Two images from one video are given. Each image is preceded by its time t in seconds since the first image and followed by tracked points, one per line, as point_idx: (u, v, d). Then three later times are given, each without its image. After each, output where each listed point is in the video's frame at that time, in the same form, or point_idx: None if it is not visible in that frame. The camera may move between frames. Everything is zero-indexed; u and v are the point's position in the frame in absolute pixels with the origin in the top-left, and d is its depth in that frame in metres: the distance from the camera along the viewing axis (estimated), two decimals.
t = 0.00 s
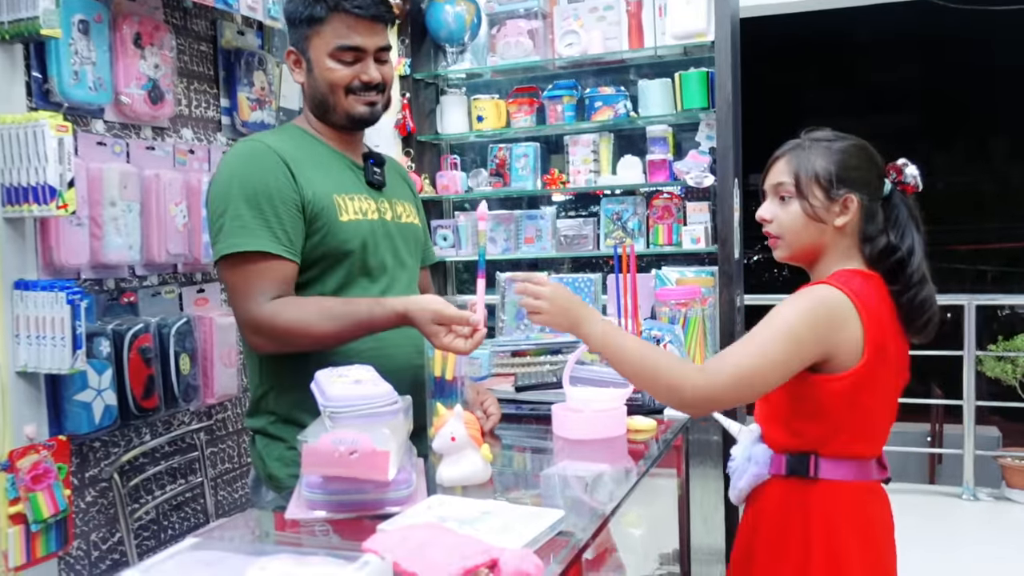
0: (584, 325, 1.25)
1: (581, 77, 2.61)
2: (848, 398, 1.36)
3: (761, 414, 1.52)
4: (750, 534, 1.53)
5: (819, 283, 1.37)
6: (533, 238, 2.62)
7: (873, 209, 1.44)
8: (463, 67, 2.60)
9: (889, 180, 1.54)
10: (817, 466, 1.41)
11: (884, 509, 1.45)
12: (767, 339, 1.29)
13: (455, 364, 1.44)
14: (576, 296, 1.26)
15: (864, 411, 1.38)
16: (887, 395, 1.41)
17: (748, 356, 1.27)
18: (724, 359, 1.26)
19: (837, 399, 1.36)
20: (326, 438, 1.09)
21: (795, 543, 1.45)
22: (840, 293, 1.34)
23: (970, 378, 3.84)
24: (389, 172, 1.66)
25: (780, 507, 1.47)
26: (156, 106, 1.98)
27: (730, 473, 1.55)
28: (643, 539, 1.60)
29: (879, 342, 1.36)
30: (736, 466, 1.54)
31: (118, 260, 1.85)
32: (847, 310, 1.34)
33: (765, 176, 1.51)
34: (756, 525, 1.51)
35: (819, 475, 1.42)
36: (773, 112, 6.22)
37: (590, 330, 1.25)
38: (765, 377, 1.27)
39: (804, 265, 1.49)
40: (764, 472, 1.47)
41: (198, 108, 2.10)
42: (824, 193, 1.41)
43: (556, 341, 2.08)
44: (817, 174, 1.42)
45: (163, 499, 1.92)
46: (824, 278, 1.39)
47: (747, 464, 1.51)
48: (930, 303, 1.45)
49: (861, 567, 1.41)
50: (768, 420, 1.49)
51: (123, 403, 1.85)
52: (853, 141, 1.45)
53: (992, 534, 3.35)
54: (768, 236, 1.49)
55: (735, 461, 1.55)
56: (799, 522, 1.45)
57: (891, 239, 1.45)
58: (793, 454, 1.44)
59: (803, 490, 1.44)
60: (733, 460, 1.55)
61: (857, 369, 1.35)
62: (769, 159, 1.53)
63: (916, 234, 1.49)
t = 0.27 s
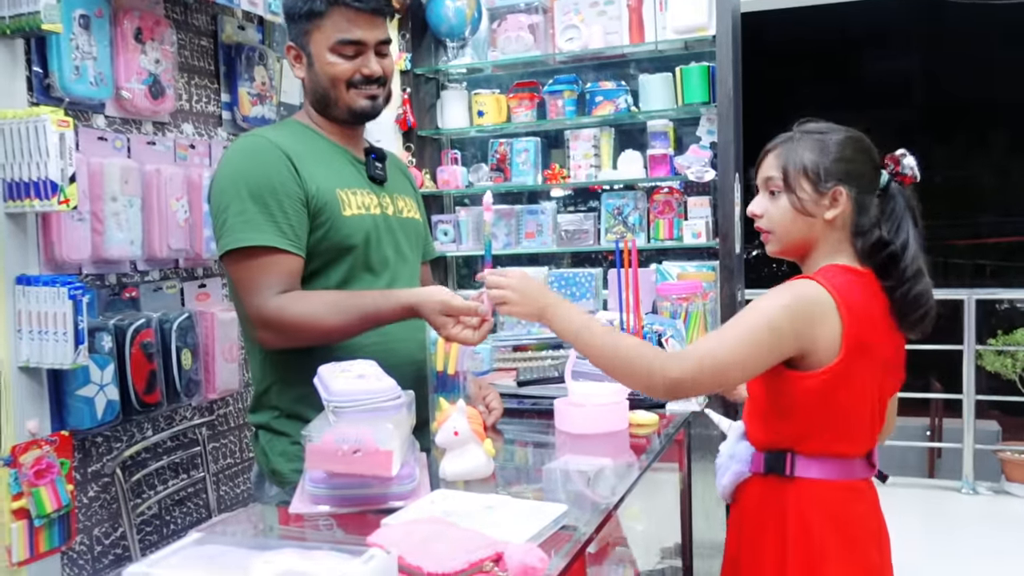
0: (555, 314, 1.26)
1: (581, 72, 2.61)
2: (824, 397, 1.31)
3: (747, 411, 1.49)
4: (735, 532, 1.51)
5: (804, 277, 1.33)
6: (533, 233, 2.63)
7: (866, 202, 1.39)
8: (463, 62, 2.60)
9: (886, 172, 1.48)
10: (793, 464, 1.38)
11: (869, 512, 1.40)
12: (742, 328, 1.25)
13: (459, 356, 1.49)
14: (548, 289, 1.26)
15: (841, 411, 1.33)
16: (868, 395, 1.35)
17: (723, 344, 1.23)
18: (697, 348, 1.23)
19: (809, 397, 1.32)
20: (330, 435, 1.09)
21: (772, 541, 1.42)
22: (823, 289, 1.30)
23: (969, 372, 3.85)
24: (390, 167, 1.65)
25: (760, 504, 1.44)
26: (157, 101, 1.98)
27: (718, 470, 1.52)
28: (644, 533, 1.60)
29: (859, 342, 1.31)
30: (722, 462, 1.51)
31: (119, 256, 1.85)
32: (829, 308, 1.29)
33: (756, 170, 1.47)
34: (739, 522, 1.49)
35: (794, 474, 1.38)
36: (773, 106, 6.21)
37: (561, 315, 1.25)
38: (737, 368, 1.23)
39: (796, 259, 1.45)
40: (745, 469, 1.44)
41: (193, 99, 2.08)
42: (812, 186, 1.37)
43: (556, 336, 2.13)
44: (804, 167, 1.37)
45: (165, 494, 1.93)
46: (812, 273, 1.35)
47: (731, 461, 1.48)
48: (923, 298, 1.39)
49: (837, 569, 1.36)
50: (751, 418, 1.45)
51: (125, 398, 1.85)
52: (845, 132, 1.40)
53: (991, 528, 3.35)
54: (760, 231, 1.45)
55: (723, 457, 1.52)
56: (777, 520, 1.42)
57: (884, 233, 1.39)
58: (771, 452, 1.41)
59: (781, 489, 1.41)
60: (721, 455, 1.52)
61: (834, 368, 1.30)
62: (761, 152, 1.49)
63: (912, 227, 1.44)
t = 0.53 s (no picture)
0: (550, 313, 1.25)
1: (579, 70, 2.61)
2: (810, 402, 1.31)
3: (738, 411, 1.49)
4: (729, 530, 1.52)
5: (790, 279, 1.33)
6: (531, 231, 2.64)
7: (835, 194, 1.33)
8: (460, 60, 2.60)
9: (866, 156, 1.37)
10: (782, 467, 1.39)
11: (859, 514, 1.40)
12: (727, 332, 1.26)
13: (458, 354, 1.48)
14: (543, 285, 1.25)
15: (829, 415, 1.33)
16: (856, 397, 1.35)
17: (710, 349, 1.24)
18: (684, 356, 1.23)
19: (796, 403, 1.32)
20: (328, 434, 1.09)
21: (762, 541, 1.44)
22: (808, 293, 1.30)
23: (966, 369, 3.86)
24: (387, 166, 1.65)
25: (750, 505, 1.45)
26: (155, 99, 1.98)
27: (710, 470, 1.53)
28: (642, 531, 1.60)
29: (847, 347, 1.31)
30: (714, 462, 1.52)
31: (117, 255, 1.85)
32: (815, 313, 1.29)
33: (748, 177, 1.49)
34: (731, 520, 1.51)
35: (783, 477, 1.39)
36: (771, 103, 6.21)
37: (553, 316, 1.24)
38: (727, 373, 1.23)
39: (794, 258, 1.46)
40: (735, 471, 1.45)
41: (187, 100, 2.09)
42: (774, 194, 1.37)
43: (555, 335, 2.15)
44: (766, 175, 1.39)
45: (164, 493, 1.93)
46: (794, 276, 1.35)
47: (723, 462, 1.48)
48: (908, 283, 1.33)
49: (824, 570, 1.37)
50: (741, 419, 1.46)
51: (123, 397, 1.85)
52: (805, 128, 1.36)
53: (988, 524, 3.36)
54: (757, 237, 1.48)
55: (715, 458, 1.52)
56: (767, 522, 1.43)
57: (854, 221, 1.32)
58: (760, 454, 1.41)
59: (770, 491, 1.42)
60: (713, 456, 1.52)
61: (822, 374, 1.30)
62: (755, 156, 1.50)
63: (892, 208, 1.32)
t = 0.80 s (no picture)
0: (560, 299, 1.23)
1: (571, 69, 2.62)
2: (798, 403, 1.32)
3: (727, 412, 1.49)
4: (722, 532, 1.53)
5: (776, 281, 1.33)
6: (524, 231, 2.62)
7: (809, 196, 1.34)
8: (453, 60, 2.60)
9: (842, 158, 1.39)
10: (772, 468, 1.39)
11: (850, 513, 1.40)
12: (720, 331, 1.25)
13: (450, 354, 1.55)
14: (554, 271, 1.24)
15: (818, 416, 1.34)
16: (845, 397, 1.35)
17: (705, 347, 1.23)
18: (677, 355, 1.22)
19: (785, 405, 1.32)
20: (323, 434, 1.10)
21: (754, 541, 1.44)
22: (795, 295, 1.30)
23: (958, 366, 3.87)
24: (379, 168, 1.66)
25: (742, 506, 1.46)
26: (147, 100, 1.98)
27: (703, 471, 1.54)
28: (636, 530, 1.61)
29: (834, 348, 1.32)
30: (707, 463, 1.54)
31: (110, 256, 1.85)
32: (803, 314, 1.30)
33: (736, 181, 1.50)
34: (724, 522, 1.52)
35: (774, 477, 1.40)
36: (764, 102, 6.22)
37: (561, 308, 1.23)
38: (721, 372, 1.23)
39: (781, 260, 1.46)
40: (727, 472, 1.46)
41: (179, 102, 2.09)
42: (753, 198, 1.39)
43: (548, 334, 2.16)
44: (744, 180, 1.40)
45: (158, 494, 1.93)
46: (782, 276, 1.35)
47: (714, 463, 1.49)
48: (869, 292, 1.32)
49: (815, 569, 1.38)
50: (730, 420, 1.46)
51: (117, 399, 1.85)
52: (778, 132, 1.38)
53: (980, 521, 3.38)
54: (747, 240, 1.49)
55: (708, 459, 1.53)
56: (759, 522, 1.43)
57: (826, 222, 1.33)
58: (751, 456, 1.42)
59: (761, 491, 1.43)
60: (706, 457, 1.53)
61: (810, 374, 1.31)
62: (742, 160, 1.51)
63: (856, 208, 1.33)
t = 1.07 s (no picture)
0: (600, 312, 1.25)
1: (563, 72, 2.62)
2: (797, 406, 1.32)
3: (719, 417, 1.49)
4: (715, 536, 1.53)
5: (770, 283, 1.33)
6: (517, 233, 2.63)
7: (804, 198, 1.35)
8: (446, 62, 2.60)
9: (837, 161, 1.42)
10: (767, 471, 1.40)
11: (844, 512, 1.42)
12: (721, 351, 1.25)
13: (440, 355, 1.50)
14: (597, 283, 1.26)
15: (814, 418, 1.35)
16: (839, 398, 1.36)
17: (708, 370, 1.23)
18: (687, 376, 1.23)
19: (783, 408, 1.33)
20: (314, 437, 1.10)
21: (749, 546, 1.44)
22: (790, 295, 1.30)
23: (948, 368, 3.89)
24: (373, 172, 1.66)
25: (736, 510, 1.46)
26: (139, 102, 1.97)
27: (695, 477, 1.54)
28: (628, 532, 1.61)
29: (831, 347, 1.32)
30: (698, 468, 1.54)
31: (101, 257, 1.85)
32: (802, 316, 1.29)
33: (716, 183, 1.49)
34: (718, 527, 1.52)
35: (769, 480, 1.40)
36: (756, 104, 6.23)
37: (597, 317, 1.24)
38: (727, 394, 1.23)
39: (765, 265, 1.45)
40: (720, 476, 1.47)
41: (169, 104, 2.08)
42: (745, 199, 1.38)
43: (540, 335, 2.15)
44: (736, 181, 1.39)
45: (149, 497, 1.92)
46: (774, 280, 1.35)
47: (706, 467, 1.49)
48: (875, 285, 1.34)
49: (813, 570, 1.38)
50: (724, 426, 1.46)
51: (108, 401, 1.84)
52: (771, 134, 1.38)
53: (970, 522, 3.40)
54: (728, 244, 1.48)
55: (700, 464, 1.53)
56: (753, 526, 1.44)
57: (824, 223, 1.34)
58: (745, 459, 1.42)
59: (755, 494, 1.43)
60: (698, 462, 1.53)
61: (809, 376, 1.30)
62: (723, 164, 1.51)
63: (859, 213, 1.35)
